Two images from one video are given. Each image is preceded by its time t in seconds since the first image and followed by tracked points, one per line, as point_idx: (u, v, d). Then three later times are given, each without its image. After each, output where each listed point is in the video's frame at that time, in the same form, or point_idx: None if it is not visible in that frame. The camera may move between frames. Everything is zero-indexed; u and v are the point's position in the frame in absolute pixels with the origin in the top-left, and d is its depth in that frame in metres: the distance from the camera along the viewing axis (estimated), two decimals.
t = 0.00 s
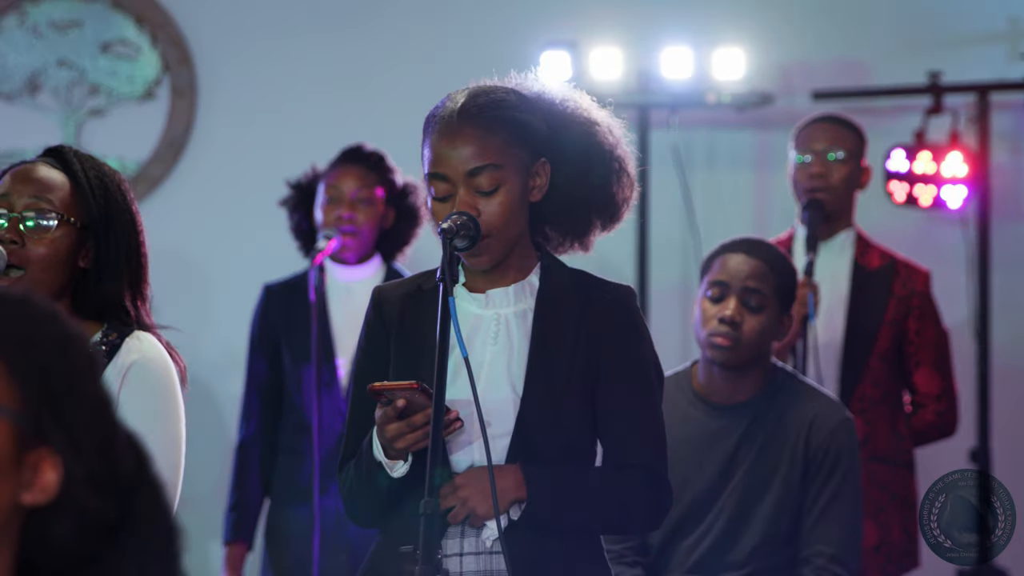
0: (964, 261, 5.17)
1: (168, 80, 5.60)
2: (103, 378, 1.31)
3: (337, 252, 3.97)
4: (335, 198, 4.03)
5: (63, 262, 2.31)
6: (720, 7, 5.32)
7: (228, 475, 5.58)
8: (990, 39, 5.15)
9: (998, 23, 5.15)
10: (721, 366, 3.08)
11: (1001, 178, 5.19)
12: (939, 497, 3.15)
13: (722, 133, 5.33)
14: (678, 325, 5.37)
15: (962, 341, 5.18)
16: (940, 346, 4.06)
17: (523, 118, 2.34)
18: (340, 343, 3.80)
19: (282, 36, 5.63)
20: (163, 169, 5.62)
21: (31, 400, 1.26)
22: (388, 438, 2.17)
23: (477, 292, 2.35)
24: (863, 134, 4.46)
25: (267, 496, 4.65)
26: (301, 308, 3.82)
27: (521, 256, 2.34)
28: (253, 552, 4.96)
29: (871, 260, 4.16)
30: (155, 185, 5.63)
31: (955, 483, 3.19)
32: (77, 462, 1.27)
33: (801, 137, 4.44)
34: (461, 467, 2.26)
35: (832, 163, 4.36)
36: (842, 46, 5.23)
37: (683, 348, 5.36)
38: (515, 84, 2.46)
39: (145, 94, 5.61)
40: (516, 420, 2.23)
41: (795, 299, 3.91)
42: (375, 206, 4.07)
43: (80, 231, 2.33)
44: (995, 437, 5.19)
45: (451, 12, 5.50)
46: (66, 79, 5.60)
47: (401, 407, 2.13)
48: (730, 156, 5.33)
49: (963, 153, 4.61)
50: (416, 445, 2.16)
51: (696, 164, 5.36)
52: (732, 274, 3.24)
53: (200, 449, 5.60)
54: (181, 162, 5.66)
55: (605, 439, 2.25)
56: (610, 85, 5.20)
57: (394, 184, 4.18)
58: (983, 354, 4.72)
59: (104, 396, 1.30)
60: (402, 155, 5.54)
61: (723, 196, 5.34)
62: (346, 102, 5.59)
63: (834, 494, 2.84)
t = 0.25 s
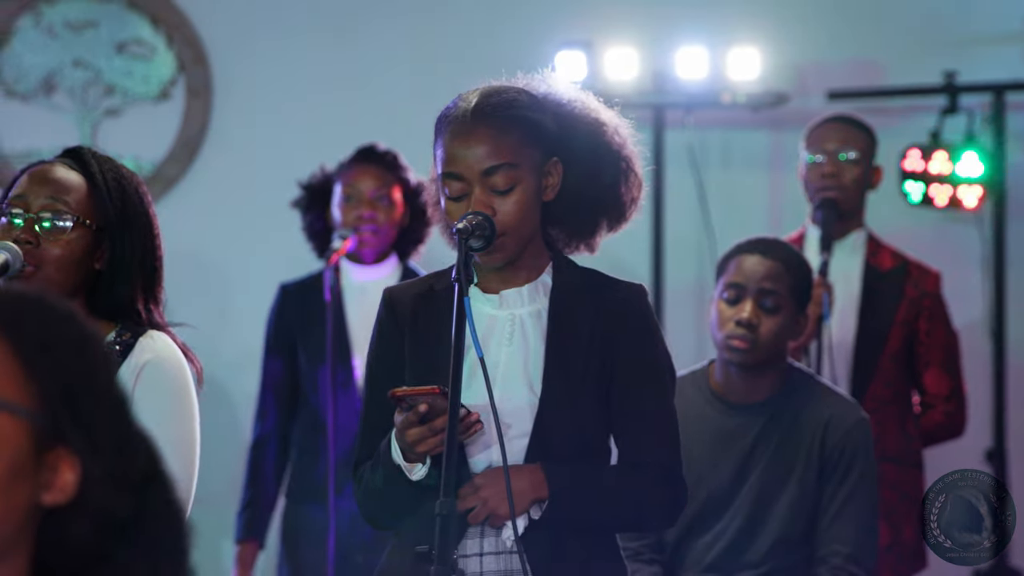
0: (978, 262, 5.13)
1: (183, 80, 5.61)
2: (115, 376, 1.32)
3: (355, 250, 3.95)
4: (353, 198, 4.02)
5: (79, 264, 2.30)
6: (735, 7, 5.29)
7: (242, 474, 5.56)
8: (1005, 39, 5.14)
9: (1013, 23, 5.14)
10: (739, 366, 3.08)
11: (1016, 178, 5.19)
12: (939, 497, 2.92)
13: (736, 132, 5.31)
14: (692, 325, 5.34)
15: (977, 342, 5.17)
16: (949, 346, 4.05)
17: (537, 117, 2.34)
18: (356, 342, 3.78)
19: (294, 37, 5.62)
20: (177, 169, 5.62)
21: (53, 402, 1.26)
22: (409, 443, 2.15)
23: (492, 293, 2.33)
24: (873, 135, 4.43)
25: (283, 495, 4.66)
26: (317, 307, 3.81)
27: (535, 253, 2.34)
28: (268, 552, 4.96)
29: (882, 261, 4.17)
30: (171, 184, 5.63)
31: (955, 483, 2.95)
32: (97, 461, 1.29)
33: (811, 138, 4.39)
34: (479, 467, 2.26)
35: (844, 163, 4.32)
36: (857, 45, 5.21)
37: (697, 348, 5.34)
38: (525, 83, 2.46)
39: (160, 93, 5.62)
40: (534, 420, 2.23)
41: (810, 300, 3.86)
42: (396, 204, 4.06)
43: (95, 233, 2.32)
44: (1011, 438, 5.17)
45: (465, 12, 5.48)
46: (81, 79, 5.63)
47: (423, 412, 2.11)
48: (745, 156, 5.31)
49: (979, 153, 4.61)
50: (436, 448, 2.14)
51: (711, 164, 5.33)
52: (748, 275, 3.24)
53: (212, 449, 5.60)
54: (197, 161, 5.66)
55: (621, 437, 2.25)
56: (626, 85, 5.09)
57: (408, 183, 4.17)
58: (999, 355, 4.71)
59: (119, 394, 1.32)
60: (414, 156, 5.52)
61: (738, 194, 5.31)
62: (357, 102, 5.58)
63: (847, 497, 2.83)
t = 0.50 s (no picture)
0: (1003, 263, 5.11)
1: (203, 80, 5.52)
2: (139, 378, 1.29)
3: (377, 250, 3.97)
4: (376, 201, 4.01)
5: (97, 266, 2.29)
6: (756, 5, 5.24)
7: (265, 476, 5.47)
8: None
9: None
10: (755, 371, 3.09)
11: None
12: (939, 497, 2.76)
13: (756, 131, 5.26)
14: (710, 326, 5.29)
15: (997, 343, 5.14)
16: (965, 346, 4.04)
17: (548, 115, 2.33)
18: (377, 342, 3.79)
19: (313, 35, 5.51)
20: (198, 168, 5.53)
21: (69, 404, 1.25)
22: (430, 451, 2.17)
23: (507, 293, 2.34)
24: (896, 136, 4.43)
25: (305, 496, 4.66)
26: (337, 307, 3.81)
27: (550, 249, 2.35)
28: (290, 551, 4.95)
29: (900, 263, 4.16)
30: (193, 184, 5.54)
31: (954, 483, 2.76)
32: (115, 465, 1.26)
33: (834, 136, 4.39)
34: (498, 469, 2.27)
35: (864, 163, 4.33)
36: (879, 44, 5.16)
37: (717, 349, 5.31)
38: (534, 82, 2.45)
39: (181, 93, 5.53)
40: (553, 418, 2.23)
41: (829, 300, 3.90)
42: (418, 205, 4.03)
43: (113, 235, 2.31)
44: None
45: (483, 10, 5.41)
46: (102, 79, 5.54)
47: (441, 424, 2.12)
48: (765, 156, 5.25)
49: (1000, 152, 4.62)
50: (456, 455, 2.16)
51: (732, 164, 5.27)
52: (761, 278, 3.24)
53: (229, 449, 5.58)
54: (219, 164, 5.56)
55: (640, 434, 2.25)
56: (644, 86, 5.07)
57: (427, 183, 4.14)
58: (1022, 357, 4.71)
59: (142, 396, 1.29)
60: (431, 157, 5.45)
61: (760, 194, 5.25)
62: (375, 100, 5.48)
63: (863, 501, 2.80)
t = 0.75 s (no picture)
0: None
1: (228, 81, 5.38)
2: (166, 384, 1.32)
3: (400, 251, 3.94)
4: (398, 201, 4.00)
5: (123, 265, 2.29)
6: (782, 4, 5.02)
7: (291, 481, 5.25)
8: None
9: None
10: (774, 372, 3.09)
11: None
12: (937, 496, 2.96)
13: (782, 132, 5.06)
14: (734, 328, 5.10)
15: None
16: (989, 350, 4.01)
17: (567, 114, 2.32)
18: (402, 343, 3.78)
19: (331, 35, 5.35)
20: (222, 168, 5.38)
21: (93, 407, 1.28)
22: (448, 450, 2.17)
23: (529, 294, 2.31)
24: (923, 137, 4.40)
25: (331, 497, 4.64)
26: (360, 307, 3.81)
27: (570, 250, 2.32)
28: (317, 552, 4.93)
29: (924, 264, 4.17)
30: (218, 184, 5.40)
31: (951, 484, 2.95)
32: (139, 467, 1.29)
33: (861, 135, 4.38)
34: (518, 469, 2.26)
35: (891, 164, 4.31)
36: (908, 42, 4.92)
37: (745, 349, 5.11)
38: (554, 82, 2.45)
39: (206, 94, 5.39)
40: (573, 417, 2.23)
41: (853, 299, 3.94)
42: (440, 204, 4.01)
43: (139, 236, 2.31)
44: None
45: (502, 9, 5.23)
46: (127, 79, 5.43)
47: (457, 422, 2.12)
48: (789, 154, 5.06)
49: None
50: (475, 454, 2.16)
51: (756, 165, 5.07)
52: (775, 279, 3.24)
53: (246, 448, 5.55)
54: (244, 163, 5.40)
55: (666, 436, 2.24)
56: (671, 87, 4.88)
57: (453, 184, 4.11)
58: None
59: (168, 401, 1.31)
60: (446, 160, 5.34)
61: (784, 195, 5.06)
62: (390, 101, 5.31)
63: (890, 501, 2.82)
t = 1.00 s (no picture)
0: None
1: (256, 81, 5.36)
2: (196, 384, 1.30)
3: (426, 251, 3.93)
4: (424, 199, 3.99)
5: (154, 265, 2.31)
6: (811, 4, 4.94)
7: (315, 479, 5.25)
8: None
9: None
10: (799, 369, 3.09)
11: None
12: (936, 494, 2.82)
13: (811, 133, 4.98)
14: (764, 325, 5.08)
15: None
16: (1018, 351, 4.01)
17: (601, 115, 2.32)
18: (429, 346, 3.75)
19: (352, 37, 5.32)
20: (250, 168, 5.36)
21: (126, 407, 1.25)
22: (469, 447, 2.15)
23: (557, 294, 2.31)
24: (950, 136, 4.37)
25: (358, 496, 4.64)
26: (388, 308, 3.82)
27: (603, 252, 2.31)
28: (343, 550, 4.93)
29: (952, 264, 4.17)
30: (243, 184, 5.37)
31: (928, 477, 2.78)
32: (171, 468, 1.27)
33: (888, 135, 4.35)
34: (539, 468, 2.26)
35: (919, 163, 4.26)
36: (939, 42, 4.82)
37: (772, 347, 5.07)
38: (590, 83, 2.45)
39: (234, 94, 5.39)
40: (596, 417, 2.21)
41: (881, 299, 3.93)
42: (465, 203, 4.00)
43: (171, 235, 2.33)
44: None
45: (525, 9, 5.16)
46: (154, 80, 5.46)
47: (479, 420, 2.09)
48: (816, 153, 4.98)
49: None
50: (496, 451, 2.14)
51: (782, 163, 5.00)
52: (799, 275, 3.23)
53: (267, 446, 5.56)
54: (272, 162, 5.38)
55: (689, 439, 2.21)
56: (698, 86, 4.85)
57: (484, 183, 4.09)
58: None
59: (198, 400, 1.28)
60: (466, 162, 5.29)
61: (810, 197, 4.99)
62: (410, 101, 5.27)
63: (920, 500, 2.82)
